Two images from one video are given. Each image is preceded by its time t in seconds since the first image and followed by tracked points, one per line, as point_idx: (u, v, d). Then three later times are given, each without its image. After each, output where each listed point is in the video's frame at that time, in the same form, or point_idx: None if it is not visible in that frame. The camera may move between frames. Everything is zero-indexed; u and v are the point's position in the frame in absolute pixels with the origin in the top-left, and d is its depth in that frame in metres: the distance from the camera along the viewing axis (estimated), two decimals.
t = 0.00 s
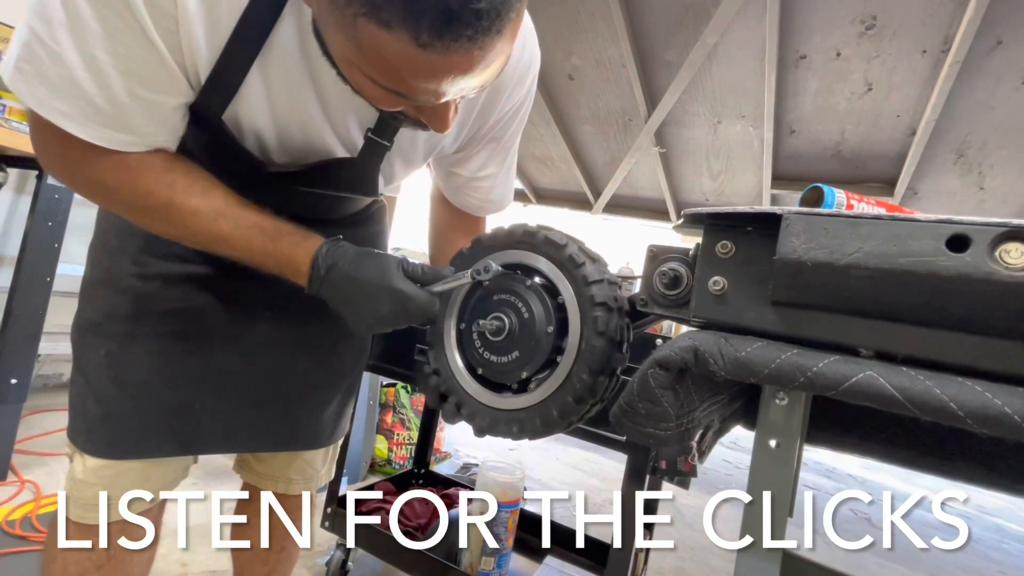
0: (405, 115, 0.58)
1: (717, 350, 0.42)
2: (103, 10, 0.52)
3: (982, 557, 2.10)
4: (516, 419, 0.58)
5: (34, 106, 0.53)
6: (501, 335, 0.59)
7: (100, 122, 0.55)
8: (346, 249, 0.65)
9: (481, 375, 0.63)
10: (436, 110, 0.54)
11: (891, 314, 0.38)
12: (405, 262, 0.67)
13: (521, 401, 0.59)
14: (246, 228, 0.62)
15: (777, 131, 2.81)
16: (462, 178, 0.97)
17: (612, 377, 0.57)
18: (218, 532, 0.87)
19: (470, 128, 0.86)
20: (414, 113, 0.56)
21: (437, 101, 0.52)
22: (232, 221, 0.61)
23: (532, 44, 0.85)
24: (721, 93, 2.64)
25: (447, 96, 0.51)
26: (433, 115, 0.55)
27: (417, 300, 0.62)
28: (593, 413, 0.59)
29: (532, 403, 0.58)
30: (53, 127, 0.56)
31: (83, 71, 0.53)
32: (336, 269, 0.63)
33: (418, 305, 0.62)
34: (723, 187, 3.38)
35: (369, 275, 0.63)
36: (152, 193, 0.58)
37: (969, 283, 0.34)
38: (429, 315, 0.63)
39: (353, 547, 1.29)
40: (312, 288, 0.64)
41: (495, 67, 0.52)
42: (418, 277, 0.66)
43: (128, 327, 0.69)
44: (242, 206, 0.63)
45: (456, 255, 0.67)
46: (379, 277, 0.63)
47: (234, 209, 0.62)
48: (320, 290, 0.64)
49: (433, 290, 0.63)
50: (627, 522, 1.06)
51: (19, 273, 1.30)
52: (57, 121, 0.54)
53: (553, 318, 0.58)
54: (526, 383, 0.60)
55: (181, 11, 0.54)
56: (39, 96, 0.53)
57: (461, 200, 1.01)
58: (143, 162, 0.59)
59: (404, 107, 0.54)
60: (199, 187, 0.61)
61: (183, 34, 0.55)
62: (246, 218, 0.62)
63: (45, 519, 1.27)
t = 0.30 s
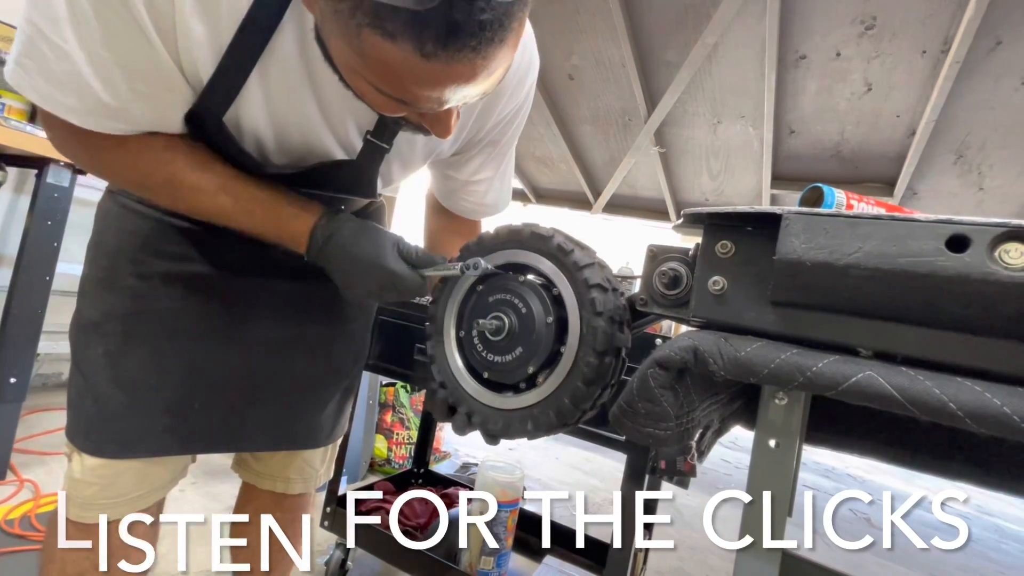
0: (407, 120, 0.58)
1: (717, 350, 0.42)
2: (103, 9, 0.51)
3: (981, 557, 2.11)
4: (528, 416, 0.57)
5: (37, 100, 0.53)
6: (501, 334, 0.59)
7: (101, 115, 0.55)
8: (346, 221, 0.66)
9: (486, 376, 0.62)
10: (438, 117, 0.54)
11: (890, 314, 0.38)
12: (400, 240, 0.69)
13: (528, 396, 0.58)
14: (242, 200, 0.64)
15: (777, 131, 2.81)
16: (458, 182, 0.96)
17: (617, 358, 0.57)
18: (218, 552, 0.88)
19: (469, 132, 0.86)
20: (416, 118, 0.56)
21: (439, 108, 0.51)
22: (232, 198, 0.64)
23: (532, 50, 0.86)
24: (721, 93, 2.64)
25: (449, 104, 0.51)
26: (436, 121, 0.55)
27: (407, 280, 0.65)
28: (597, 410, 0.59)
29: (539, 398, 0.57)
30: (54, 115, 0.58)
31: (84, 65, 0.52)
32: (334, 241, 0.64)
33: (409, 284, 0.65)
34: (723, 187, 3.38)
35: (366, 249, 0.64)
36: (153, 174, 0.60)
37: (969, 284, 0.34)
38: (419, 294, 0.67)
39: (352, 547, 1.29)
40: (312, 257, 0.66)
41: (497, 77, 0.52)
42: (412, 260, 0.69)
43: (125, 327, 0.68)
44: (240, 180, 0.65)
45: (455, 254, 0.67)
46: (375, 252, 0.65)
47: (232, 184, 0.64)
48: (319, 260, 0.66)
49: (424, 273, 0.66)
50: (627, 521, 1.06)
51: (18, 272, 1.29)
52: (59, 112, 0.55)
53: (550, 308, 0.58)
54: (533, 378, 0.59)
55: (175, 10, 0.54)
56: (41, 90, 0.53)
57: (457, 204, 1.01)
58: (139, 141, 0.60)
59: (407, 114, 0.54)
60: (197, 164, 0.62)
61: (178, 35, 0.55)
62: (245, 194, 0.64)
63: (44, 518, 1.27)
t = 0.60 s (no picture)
0: (422, 104, 0.59)
1: (715, 349, 0.42)
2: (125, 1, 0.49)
3: (979, 556, 2.11)
4: (533, 413, 0.57)
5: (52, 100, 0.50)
6: (500, 334, 0.59)
7: (117, 117, 0.52)
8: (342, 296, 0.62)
9: (487, 377, 0.62)
10: (457, 95, 0.56)
11: (888, 313, 0.38)
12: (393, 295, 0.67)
13: (533, 393, 0.58)
14: (236, 257, 0.57)
15: (777, 131, 2.81)
16: (460, 180, 0.96)
17: (617, 351, 0.57)
18: None
19: (473, 130, 0.86)
20: (433, 99, 0.57)
21: (460, 81, 0.53)
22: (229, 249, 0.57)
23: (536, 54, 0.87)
24: (721, 93, 2.64)
25: (471, 75, 0.53)
26: (453, 100, 0.56)
27: (413, 319, 0.62)
28: (597, 407, 0.59)
29: (543, 395, 0.57)
30: (62, 125, 0.53)
31: (102, 61, 0.50)
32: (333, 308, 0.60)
33: (413, 323, 0.62)
34: (722, 187, 3.38)
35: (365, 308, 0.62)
36: (148, 207, 0.54)
37: (966, 283, 0.34)
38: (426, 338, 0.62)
39: (350, 546, 1.29)
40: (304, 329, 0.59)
41: (516, 55, 0.55)
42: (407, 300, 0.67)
43: (127, 325, 0.68)
44: (240, 238, 0.59)
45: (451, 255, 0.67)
46: (373, 305, 0.62)
47: (231, 238, 0.58)
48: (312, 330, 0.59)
49: (427, 310, 0.63)
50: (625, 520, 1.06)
51: (17, 271, 1.29)
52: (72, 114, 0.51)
53: (547, 304, 0.59)
54: (534, 376, 0.59)
55: (204, 10, 0.52)
56: (57, 91, 0.50)
57: (457, 201, 1.01)
58: (139, 166, 0.55)
59: (426, 87, 0.55)
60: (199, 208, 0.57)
61: (207, 36, 0.54)
62: (243, 251, 0.58)
63: (42, 517, 1.27)
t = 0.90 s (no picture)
0: (456, 70, 0.62)
1: (714, 349, 0.41)
2: None
3: (978, 556, 2.11)
4: (535, 411, 0.57)
5: (94, 84, 0.48)
6: (499, 333, 0.59)
7: (159, 105, 0.50)
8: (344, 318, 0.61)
9: (488, 377, 0.61)
10: (496, 59, 0.59)
11: (887, 311, 0.37)
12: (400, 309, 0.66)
13: (535, 390, 0.58)
14: (250, 272, 0.55)
15: (777, 130, 2.81)
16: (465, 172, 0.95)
17: (617, 344, 0.57)
18: None
19: (487, 121, 0.86)
20: (469, 62, 0.60)
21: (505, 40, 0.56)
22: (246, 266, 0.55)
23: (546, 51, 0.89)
24: (720, 92, 2.64)
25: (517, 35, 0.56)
26: (491, 64, 0.59)
27: (421, 328, 0.60)
28: (599, 404, 0.59)
29: (545, 392, 0.57)
30: (98, 108, 0.50)
31: (149, 45, 0.48)
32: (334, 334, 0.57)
33: (423, 332, 0.60)
34: (722, 187, 3.38)
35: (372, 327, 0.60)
36: (170, 212, 0.52)
37: (967, 279, 0.34)
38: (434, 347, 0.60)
39: (349, 546, 1.29)
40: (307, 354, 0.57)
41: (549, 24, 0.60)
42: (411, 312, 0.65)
43: (136, 325, 0.68)
44: (256, 256, 0.57)
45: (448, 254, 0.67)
46: (381, 323, 0.61)
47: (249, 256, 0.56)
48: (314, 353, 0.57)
49: (433, 318, 0.61)
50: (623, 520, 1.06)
51: (15, 271, 1.29)
52: (113, 99, 0.48)
53: (545, 300, 0.58)
54: (535, 373, 0.59)
55: None
56: (100, 74, 0.48)
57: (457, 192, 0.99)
58: (171, 162, 0.53)
59: (468, 46, 0.58)
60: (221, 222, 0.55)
61: (257, 18, 0.53)
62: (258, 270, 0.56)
63: (41, 517, 1.26)
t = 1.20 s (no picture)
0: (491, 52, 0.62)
1: (712, 349, 0.41)
2: None
3: (977, 556, 2.11)
4: (535, 410, 0.56)
5: (114, 45, 0.49)
6: (497, 333, 0.59)
7: (177, 74, 0.51)
8: (340, 290, 0.63)
9: (487, 377, 0.61)
10: (534, 36, 0.59)
11: (885, 312, 0.37)
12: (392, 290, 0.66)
13: (533, 391, 0.58)
14: (259, 241, 0.58)
15: (776, 131, 2.81)
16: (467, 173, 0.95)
17: (616, 340, 0.57)
18: None
19: (496, 125, 0.86)
20: (507, 41, 0.60)
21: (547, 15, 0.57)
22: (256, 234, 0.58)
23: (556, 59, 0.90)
24: (720, 92, 2.64)
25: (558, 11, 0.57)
26: (529, 41, 0.59)
27: (404, 321, 0.61)
28: (601, 402, 0.59)
29: (545, 392, 0.57)
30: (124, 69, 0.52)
31: (173, 12, 0.49)
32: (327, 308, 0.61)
33: (406, 325, 0.60)
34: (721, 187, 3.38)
35: (358, 306, 0.61)
36: (185, 180, 0.54)
37: (966, 279, 0.34)
38: (417, 338, 0.61)
39: (349, 546, 1.29)
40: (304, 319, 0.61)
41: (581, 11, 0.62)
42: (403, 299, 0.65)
43: (150, 327, 0.66)
44: (266, 224, 0.59)
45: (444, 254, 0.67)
46: (367, 304, 0.62)
47: (259, 224, 0.58)
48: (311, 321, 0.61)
49: (421, 309, 0.62)
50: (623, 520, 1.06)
51: (13, 271, 1.28)
52: (132, 62, 0.49)
53: (543, 300, 0.58)
54: (534, 373, 0.59)
55: None
56: (121, 35, 0.49)
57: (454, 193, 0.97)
58: (186, 129, 0.54)
59: (510, 21, 0.58)
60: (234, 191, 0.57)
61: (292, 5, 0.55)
62: (267, 238, 0.59)
63: (40, 518, 1.26)
